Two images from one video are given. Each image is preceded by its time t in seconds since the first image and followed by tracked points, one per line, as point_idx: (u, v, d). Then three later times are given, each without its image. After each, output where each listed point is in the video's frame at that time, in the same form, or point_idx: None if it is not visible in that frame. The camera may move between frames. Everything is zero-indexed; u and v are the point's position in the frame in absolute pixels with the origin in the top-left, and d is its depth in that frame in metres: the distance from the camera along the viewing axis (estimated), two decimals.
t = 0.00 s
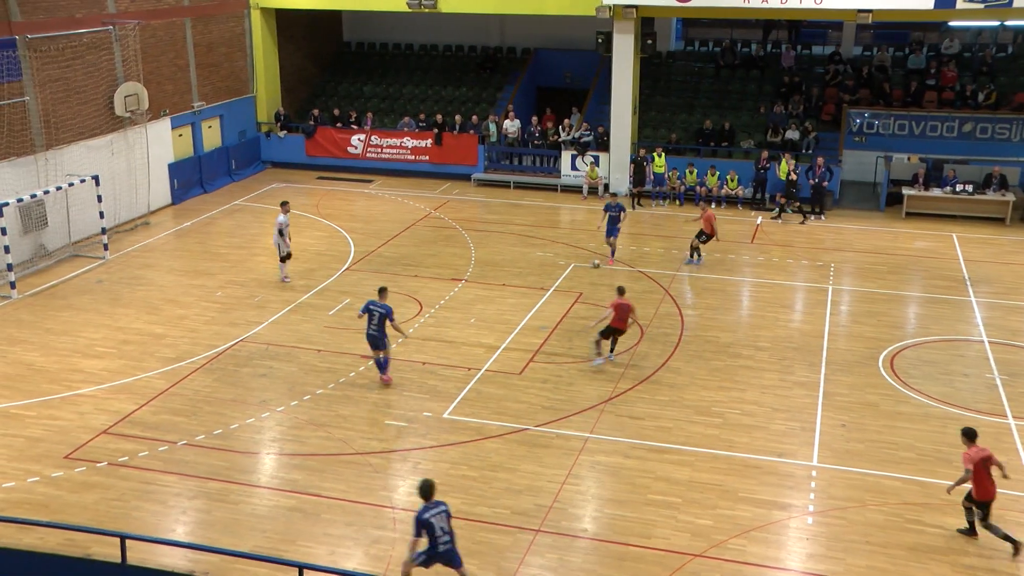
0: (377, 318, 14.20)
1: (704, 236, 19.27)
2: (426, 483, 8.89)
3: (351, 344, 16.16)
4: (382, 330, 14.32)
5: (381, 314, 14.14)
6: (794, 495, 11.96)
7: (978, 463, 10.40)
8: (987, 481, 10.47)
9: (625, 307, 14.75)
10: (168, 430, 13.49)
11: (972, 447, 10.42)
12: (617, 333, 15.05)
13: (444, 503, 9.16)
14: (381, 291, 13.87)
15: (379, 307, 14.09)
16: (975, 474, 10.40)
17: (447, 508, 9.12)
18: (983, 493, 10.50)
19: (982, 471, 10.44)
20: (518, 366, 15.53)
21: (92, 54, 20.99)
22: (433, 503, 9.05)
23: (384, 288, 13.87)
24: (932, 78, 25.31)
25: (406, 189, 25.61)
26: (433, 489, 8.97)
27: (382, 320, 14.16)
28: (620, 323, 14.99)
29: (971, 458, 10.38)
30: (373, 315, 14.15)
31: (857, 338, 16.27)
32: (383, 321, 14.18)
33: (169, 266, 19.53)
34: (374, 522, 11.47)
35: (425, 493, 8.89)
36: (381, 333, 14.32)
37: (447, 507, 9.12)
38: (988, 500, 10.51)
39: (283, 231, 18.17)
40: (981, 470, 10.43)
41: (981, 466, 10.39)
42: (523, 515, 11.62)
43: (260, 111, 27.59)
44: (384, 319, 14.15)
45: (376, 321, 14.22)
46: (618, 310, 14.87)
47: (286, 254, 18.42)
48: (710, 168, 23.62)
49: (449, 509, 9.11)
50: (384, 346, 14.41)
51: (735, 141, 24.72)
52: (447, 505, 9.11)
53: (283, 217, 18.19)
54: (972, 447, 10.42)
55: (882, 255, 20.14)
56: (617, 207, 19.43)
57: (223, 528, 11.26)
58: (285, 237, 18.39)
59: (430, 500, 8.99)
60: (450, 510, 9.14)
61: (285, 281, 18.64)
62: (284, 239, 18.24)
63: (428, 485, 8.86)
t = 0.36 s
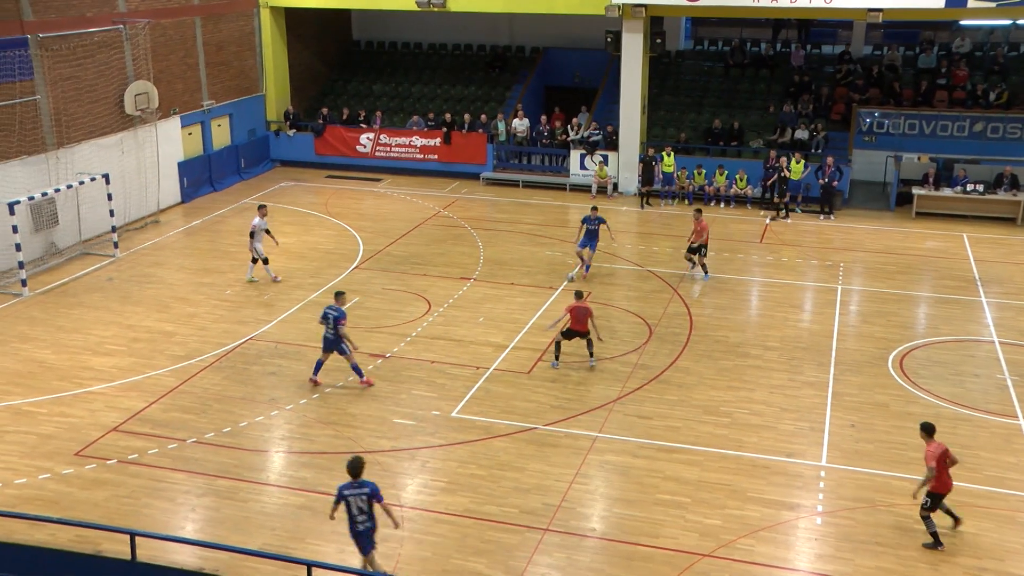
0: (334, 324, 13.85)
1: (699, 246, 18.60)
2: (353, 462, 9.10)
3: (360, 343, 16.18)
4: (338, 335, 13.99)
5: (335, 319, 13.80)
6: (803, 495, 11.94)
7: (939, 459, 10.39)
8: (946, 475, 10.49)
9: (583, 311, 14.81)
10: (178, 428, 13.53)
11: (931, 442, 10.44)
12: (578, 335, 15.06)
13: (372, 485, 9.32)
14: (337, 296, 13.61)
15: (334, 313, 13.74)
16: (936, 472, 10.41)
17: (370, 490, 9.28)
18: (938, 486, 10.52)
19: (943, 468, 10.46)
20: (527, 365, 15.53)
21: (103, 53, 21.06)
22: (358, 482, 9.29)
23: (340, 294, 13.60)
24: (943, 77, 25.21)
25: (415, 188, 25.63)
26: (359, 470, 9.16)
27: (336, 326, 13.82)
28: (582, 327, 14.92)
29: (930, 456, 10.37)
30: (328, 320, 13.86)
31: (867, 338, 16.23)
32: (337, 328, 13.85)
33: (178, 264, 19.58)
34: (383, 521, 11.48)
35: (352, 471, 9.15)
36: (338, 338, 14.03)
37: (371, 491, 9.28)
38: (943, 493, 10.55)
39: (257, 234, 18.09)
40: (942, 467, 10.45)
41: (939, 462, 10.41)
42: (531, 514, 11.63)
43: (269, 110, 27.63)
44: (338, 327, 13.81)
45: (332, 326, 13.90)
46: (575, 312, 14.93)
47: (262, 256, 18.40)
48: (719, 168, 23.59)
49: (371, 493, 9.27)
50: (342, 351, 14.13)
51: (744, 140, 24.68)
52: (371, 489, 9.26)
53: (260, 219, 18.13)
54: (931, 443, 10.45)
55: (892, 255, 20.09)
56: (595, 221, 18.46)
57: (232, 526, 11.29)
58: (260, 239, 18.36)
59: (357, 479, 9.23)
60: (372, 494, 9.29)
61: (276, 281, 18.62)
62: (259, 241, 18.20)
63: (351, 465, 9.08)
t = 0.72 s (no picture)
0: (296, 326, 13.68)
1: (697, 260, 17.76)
2: (301, 458, 9.34)
3: (377, 342, 16.17)
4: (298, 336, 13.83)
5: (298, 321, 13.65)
6: (822, 498, 11.86)
7: (911, 442, 10.63)
8: (914, 460, 10.77)
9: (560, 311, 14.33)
10: (196, 426, 13.56)
11: (907, 425, 10.69)
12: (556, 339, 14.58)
13: (315, 484, 9.59)
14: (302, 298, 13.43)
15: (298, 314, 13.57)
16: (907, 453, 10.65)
17: (313, 487, 9.55)
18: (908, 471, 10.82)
19: (915, 451, 10.70)
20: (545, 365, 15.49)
21: (124, 51, 21.15)
22: (303, 478, 9.56)
23: (306, 297, 13.43)
24: (966, 77, 24.95)
25: (432, 187, 25.63)
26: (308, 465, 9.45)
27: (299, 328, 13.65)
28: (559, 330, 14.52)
29: (903, 437, 10.63)
30: (291, 321, 13.69)
31: (888, 340, 16.10)
32: (297, 331, 13.69)
33: (197, 262, 19.64)
34: (400, 520, 11.46)
35: (298, 467, 9.38)
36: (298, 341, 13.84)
37: (313, 490, 9.54)
38: (910, 477, 10.85)
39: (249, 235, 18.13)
40: (912, 451, 10.69)
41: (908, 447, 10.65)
42: (548, 514, 11.59)
43: (288, 108, 27.69)
44: (299, 329, 13.65)
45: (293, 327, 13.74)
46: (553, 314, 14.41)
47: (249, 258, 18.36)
48: (737, 168, 23.49)
49: (315, 491, 9.55)
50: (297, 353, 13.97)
51: (764, 140, 24.55)
52: (315, 486, 9.54)
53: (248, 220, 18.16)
54: (908, 427, 10.68)
55: (913, 257, 19.94)
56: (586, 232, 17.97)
57: (250, 524, 11.30)
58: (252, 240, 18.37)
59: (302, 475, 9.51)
60: (315, 492, 9.56)
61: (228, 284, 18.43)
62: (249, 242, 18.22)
63: (300, 460, 9.33)
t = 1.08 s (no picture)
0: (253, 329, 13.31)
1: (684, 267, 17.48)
2: (262, 446, 9.55)
3: (389, 342, 16.06)
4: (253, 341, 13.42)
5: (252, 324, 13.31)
6: (839, 502, 11.68)
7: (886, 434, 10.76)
8: (891, 451, 10.91)
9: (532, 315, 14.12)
10: (207, 425, 13.48)
11: (885, 419, 10.82)
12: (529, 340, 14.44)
13: (274, 474, 9.75)
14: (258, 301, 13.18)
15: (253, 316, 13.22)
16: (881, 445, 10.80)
17: (270, 478, 9.72)
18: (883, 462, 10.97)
19: (890, 443, 10.84)
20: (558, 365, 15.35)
21: (137, 49, 21.14)
22: (264, 468, 9.75)
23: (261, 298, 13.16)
24: (988, 75, 24.65)
25: (445, 186, 25.52)
26: (268, 455, 9.64)
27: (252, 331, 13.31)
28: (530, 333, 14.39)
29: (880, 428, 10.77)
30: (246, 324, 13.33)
31: (906, 342, 15.89)
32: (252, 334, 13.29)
33: (209, 261, 19.58)
34: (411, 521, 11.34)
35: (259, 454, 9.59)
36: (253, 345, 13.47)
37: (270, 479, 9.70)
38: (886, 468, 11.00)
39: (230, 232, 18.01)
40: (888, 442, 10.83)
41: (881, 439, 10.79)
42: (560, 516, 11.45)
43: (301, 106, 27.65)
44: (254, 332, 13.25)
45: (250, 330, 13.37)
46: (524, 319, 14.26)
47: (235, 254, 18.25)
48: (754, 168, 23.28)
49: (272, 482, 9.72)
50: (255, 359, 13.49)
51: (781, 140, 24.35)
52: (272, 477, 9.72)
53: (233, 217, 18.06)
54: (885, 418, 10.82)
55: (932, 258, 19.71)
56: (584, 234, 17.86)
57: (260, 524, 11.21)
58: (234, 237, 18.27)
59: (262, 463, 9.68)
60: (271, 483, 9.73)
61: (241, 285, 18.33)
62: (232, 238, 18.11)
63: (261, 449, 9.55)
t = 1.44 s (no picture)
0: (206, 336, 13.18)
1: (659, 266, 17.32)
2: (238, 454, 9.49)
3: (391, 342, 15.95)
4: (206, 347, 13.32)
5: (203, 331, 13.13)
6: (845, 504, 11.55)
7: (859, 425, 10.93)
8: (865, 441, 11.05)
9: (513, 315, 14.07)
10: (208, 426, 13.37)
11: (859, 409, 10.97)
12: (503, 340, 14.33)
13: (246, 483, 9.65)
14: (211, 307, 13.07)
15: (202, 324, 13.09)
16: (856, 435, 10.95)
17: (241, 487, 9.62)
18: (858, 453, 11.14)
19: (864, 433, 11.00)
20: (561, 366, 15.23)
21: (138, 47, 21.04)
22: (238, 475, 9.66)
23: (213, 306, 13.00)
24: (997, 73, 24.44)
25: (448, 185, 25.41)
26: (242, 463, 9.56)
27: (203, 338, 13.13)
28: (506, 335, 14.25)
29: (852, 418, 10.96)
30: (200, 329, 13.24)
31: (913, 343, 15.75)
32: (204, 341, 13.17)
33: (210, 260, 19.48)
34: (413, 523, 11.23)
35: (235, 462, 9.53)
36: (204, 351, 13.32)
37: (242, 487, 9.60)
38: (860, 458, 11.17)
39: (211, 230, 18.06)
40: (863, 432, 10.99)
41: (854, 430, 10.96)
42: (563, 519, 11.33)
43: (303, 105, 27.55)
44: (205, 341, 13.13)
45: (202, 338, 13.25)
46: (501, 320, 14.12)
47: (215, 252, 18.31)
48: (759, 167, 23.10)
49: (243, 490, 9.62)
50: (206, 367, 13.40)
51: (787, 139, 24.18)
52: (243, 485, 9.61)
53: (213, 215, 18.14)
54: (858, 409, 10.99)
55: (940, 259, 19.55)
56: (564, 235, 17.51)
57: (261, 526, 11.11)
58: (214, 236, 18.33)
59: (237, 470, 9.60)
60: (242, 491, 9.63)
61: (206, 280, 18.38)
62: (212, 237, 18.16)
63: (236, 457, 9.50)
